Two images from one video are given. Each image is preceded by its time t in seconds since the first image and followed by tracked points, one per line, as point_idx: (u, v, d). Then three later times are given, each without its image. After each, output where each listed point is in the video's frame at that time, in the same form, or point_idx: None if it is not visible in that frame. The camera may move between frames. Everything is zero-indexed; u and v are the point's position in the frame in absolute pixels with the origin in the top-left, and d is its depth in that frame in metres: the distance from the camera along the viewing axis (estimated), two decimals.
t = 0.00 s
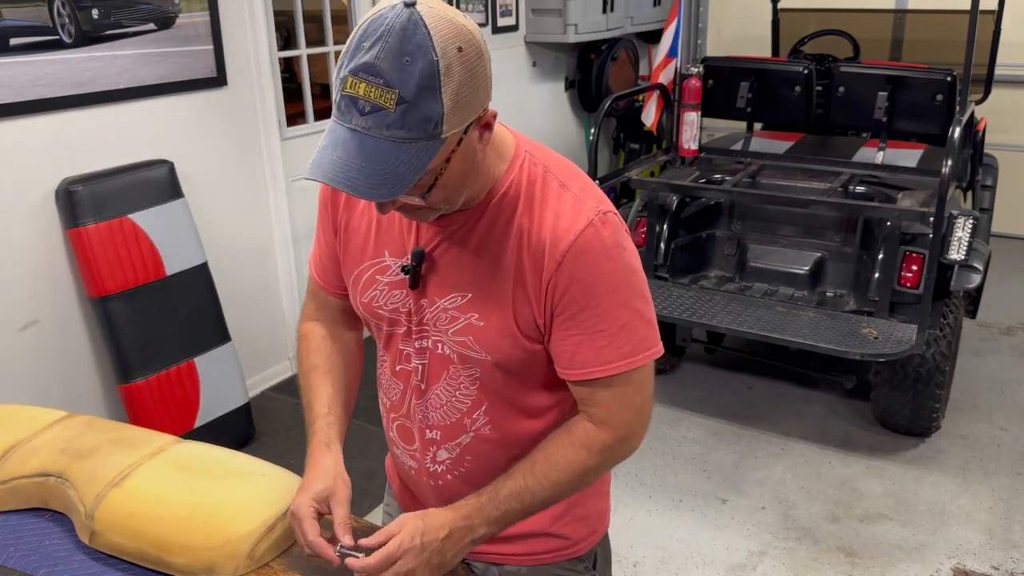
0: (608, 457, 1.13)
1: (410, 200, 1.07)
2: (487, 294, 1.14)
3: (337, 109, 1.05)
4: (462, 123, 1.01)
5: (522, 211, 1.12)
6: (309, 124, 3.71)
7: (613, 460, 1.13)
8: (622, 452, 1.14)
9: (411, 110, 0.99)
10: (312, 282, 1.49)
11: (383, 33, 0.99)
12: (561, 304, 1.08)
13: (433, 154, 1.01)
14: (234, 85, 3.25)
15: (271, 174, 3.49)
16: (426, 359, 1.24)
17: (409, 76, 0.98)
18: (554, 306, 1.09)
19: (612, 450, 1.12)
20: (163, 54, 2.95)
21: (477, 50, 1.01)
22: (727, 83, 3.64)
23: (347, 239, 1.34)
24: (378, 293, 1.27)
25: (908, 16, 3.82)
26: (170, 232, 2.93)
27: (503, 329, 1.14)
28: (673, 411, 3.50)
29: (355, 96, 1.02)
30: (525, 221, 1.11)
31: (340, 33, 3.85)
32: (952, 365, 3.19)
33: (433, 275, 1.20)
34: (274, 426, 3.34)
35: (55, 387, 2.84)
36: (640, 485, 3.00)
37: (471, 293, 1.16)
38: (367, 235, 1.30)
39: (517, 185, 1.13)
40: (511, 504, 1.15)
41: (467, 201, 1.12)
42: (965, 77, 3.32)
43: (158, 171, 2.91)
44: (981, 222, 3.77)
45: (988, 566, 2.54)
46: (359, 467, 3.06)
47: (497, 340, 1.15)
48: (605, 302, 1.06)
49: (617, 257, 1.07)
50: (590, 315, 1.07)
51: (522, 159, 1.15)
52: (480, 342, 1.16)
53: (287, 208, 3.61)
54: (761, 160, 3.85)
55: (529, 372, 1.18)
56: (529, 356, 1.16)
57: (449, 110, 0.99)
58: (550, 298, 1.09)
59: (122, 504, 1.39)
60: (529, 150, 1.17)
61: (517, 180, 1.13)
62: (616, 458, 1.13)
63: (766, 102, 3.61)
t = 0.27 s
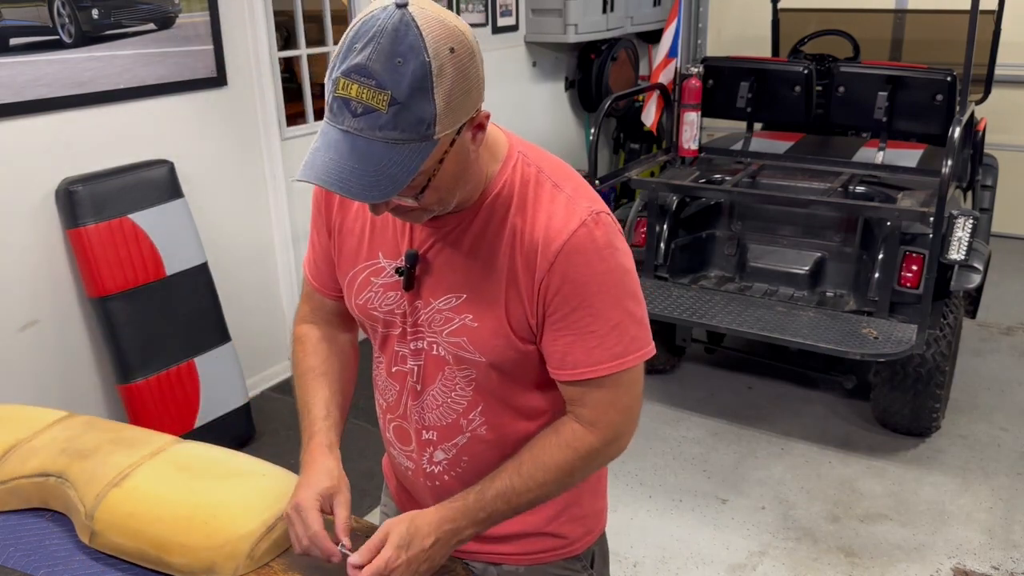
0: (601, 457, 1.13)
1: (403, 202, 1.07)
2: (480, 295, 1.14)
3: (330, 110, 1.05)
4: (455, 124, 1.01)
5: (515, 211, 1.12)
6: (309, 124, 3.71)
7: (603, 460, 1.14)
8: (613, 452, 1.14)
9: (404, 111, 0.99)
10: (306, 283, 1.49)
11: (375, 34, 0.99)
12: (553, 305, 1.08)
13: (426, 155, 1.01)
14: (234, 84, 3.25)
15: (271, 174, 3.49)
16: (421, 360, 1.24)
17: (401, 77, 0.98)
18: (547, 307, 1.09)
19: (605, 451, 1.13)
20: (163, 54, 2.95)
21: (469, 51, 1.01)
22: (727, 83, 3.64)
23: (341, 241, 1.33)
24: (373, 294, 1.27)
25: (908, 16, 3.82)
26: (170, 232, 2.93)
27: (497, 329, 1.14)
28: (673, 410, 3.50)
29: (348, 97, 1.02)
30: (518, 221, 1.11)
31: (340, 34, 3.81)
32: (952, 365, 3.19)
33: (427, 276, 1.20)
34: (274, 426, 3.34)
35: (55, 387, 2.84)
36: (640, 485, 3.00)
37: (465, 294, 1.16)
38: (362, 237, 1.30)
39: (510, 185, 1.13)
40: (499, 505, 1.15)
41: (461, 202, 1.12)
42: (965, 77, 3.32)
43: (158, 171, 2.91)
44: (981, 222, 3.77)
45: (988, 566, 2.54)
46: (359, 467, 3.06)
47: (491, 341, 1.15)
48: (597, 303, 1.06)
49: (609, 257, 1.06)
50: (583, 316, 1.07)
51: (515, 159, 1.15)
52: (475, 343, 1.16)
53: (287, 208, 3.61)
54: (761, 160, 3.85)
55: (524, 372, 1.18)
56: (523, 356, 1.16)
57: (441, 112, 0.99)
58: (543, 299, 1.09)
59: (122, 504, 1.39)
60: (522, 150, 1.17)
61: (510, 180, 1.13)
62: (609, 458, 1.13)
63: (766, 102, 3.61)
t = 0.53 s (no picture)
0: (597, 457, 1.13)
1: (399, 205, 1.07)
2: (476, 297, 1.15)
3: (326, 115, 1.05)
4: (451, 126, 1.01)
5: (510, 211, 1.12)
6: (309, 124, 3.71)
7: (600, 461, 1.14)
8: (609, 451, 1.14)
9: (399, 114, 0.99)
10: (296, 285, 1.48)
11: (369, 38, 0.99)
12: (549, 305, 1.08)
13: (422, 158, 1.01)
14: (234, 85, 3.25)
15: (271, 174, 3.49)
16: (418, 363, 1.24)
17: (396, 81, 0.98)
18: (543, 307, 1.09)
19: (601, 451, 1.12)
20: (163, 54, 2.95)
21: (464, 54, 1.01)
22: (727, 82, 3.64)
23: (336, 244, 1.33)
24: (369, 298, 1.27)
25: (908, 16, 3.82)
26: (170, 233, 2.93)
27: (494, 330, 1.14)
28: (673, 410, 3.50)
29: (343, 101, 1.01)
30: (513, 222, 1.11)
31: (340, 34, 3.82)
32: (952, 365, 3.19)
33: (423, 279, 1.20)
34: (274, 426, 3.34)
35: (55, 387, 2.84)
36: (640, 485, 3.00)
37: (461, 295, 1.16)
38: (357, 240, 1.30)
39: (505, 187, 1.13)
40: (496, 509, 1.15)
41: (454, 205, 1.12)
42: (965, 77, 3.32)
43: (158, 171, 2.91)
44: (981, 222, 3.77)
45: (988, 566, 2.54)
46: (359, 466, 3.06)
47: (488, 342, 1.15)
48: (592, 302, 1.06)
49: (604, 255, 1.06)
50: (579, 315, 1.07)
51: (509, 159, 1.15)
52: (471, 344, 1.16)
53: (287, 208, 3.61)
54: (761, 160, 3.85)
55: (521, 373, 1.18)
56: (519, 357, 1.16)
57: (437, 114, 0.99)
58: (539, 299, 1.09)
59: (123, 504, 1.39)
60: (516, 151, 1.17)
61: (505, 181, 1.13)
62: (605, 458, 1.13)
63: (766, 102, 3.61)
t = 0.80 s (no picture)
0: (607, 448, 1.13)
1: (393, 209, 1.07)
2: (479, 297, 1.14)
3: (318, 119, 1.04)
4: (444, 130, 1.01)
5: (508, 209, 1.12)
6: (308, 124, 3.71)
7: (609, 454, 1.14)
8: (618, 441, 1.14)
9: (392, 118, 0.99)
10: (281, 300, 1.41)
11: (361, 41, 0.99)
12: (553, 299, 1.08)
13: (414, 162, 1.01)
14: (234, 84, 3.25)
15: (271, 174, 3.49)
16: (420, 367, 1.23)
17: (389, 86, 0.97)
18: (547, 302, 1.09)
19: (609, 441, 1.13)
20: (163, 54, 2.95)
21: (457, 57, 1.01)
22: (727, 83, 3.64)
23: (326, 252, 1.31)
24: (367, 304, 1.26)
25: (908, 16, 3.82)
26: (170, 233, 2.93)
27: (498, 329, 1.14)
28: (673, 410, 3.50)
29: (335, 105, 1.01)
30: (513, 219, 1.11)
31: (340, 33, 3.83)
32: (952, 365, 3.19)
33: (423, 282, 1.19)
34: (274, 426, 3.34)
35: (55, 387, 2.84)
36: (640, 485, 3.00)
37: (463, 297, 1.16)
38: (348, 247, 1.28)
39: (500, 185, 1.13)
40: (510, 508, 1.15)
41: (447, 206, 1.11)
42: (965, 77, 3.32)
43: (158, 171, 2.91)
44: (981, 222, 3.77)
45: (988, 566, 2.54)
46: (359, 466, 3.06)
47: (492, 341, 1.15)
48: (597, 293, 1.06)
49: (605, 246, 1.07)
50: (584, 307, 1.07)
51: (502, 157, 1.15)
52: (475, 344, 1.16)
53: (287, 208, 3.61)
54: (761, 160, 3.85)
55: (524, 370, 1.18)
56: (522, 355, 1.16)
57: (430, 118, 0.99)
58: (544, 294, 1.09)
59: (123, 504, 1.39)
60: (507, 148, 1.17)
61: (500, 178, 1.13)
62: (614, 448, 1.14)
63: (766, 102, 3.61)
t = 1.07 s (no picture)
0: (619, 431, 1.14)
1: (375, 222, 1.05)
2: (487, 303, 1.14)
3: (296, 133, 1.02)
4: (425, 142, 0.99)
5: (506, 209, 1.11)
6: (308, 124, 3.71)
7: (619, 436, 1.14)
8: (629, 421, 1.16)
9: (372, 131, 0.97)
10: (265, 329, 1.34)
11: (340, 53, 0.97)
12: (560, 292, 1.08)
13: (396, 176, 0.99)
14: (234, 85, 3.25)
15: (271, 175, 3.49)
16: (429, 378, 1.23)
17: (368, 99, 0.96)
18: (553, 296, 1.09)
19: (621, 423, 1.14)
20: (163, 54, 2.95)
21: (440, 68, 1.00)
22: (727, 83, 3.64)
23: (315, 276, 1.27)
24: (370, 323, 1.24)
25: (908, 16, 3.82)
26: (169, 233, 2.93)
27: (506, 330, 1.15)
28: (673, 411, 3.50)
29: (314, 119, 0.99)
30: (513, 219, 1.11)
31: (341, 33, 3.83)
32: (952, 365, 3.19)
33: (425, 293, 1.18)
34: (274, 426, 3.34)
35: (55, 387, 2.84)
36: (640, 485, 3.00)
37: (469, 302, 1.15)
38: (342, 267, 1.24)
39: (493, 186, 1.12)
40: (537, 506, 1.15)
41: (433, 215, 1.10)
42: (965, 77, 3.33)
43: (158, 172, 2.91)
44: (981, 222, 3.77)
45: (988, 566, 2.54)
46: (359, 466, 3.06)
47: (502, 342, 1.15)
48: (601, 280, 1.07)
49: (602, 232, 1.07)
50: (591, 295, 1.07)
51: (489, 157, 1.14)
52: (486, 347, 1.16)
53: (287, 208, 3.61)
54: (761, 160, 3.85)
55: (531, 369, 1.18)
56: (527, 354, 1.16)
57: (411, 130, 0.98)
58: (551, 290, 1.09)
59: (122, 504, 1.39)
60: (493, 148, 1.16)
61: (493, 178, 1.12)
62: (625, 430, 1.15)
63: (765, 102, 3.61)
